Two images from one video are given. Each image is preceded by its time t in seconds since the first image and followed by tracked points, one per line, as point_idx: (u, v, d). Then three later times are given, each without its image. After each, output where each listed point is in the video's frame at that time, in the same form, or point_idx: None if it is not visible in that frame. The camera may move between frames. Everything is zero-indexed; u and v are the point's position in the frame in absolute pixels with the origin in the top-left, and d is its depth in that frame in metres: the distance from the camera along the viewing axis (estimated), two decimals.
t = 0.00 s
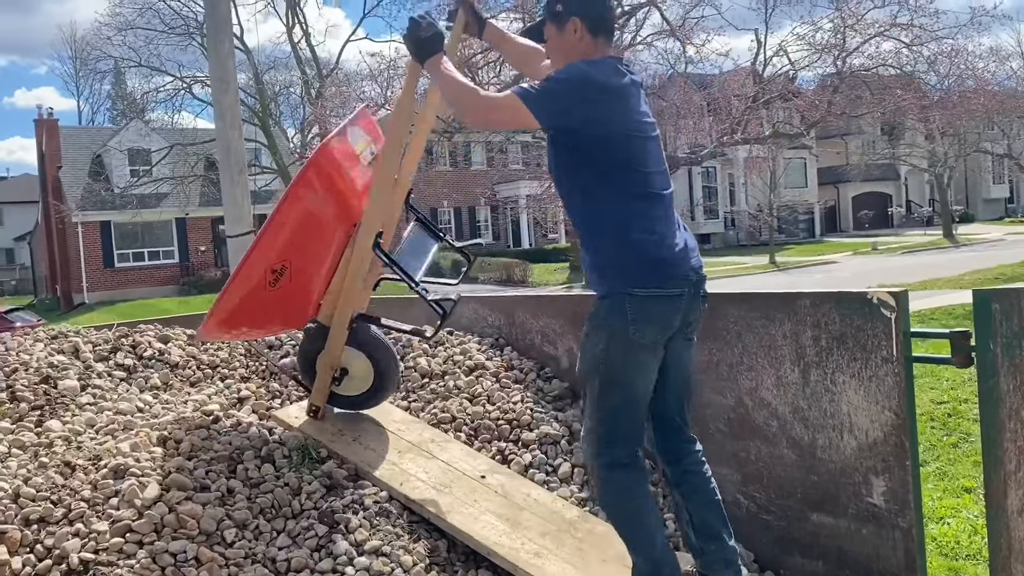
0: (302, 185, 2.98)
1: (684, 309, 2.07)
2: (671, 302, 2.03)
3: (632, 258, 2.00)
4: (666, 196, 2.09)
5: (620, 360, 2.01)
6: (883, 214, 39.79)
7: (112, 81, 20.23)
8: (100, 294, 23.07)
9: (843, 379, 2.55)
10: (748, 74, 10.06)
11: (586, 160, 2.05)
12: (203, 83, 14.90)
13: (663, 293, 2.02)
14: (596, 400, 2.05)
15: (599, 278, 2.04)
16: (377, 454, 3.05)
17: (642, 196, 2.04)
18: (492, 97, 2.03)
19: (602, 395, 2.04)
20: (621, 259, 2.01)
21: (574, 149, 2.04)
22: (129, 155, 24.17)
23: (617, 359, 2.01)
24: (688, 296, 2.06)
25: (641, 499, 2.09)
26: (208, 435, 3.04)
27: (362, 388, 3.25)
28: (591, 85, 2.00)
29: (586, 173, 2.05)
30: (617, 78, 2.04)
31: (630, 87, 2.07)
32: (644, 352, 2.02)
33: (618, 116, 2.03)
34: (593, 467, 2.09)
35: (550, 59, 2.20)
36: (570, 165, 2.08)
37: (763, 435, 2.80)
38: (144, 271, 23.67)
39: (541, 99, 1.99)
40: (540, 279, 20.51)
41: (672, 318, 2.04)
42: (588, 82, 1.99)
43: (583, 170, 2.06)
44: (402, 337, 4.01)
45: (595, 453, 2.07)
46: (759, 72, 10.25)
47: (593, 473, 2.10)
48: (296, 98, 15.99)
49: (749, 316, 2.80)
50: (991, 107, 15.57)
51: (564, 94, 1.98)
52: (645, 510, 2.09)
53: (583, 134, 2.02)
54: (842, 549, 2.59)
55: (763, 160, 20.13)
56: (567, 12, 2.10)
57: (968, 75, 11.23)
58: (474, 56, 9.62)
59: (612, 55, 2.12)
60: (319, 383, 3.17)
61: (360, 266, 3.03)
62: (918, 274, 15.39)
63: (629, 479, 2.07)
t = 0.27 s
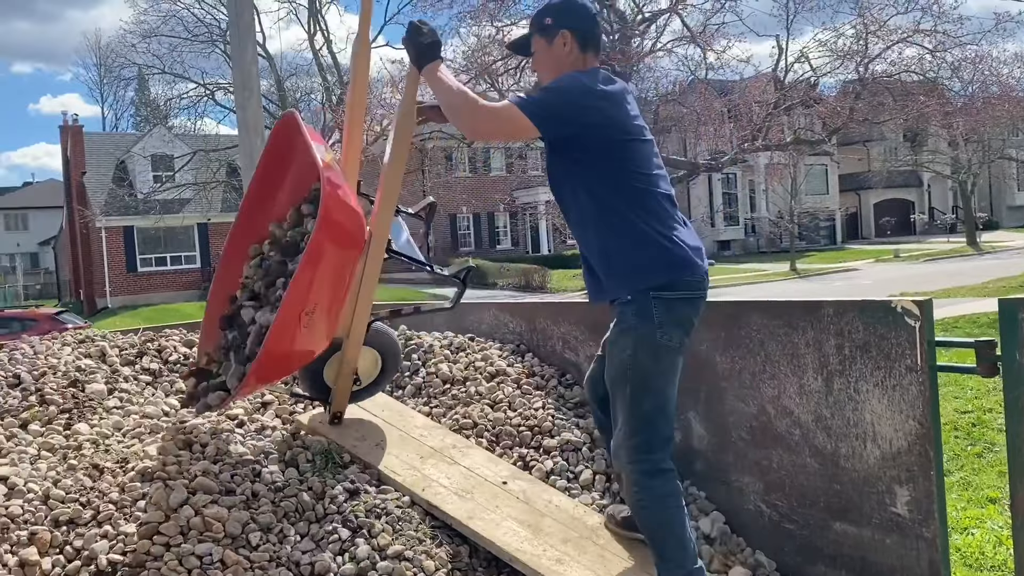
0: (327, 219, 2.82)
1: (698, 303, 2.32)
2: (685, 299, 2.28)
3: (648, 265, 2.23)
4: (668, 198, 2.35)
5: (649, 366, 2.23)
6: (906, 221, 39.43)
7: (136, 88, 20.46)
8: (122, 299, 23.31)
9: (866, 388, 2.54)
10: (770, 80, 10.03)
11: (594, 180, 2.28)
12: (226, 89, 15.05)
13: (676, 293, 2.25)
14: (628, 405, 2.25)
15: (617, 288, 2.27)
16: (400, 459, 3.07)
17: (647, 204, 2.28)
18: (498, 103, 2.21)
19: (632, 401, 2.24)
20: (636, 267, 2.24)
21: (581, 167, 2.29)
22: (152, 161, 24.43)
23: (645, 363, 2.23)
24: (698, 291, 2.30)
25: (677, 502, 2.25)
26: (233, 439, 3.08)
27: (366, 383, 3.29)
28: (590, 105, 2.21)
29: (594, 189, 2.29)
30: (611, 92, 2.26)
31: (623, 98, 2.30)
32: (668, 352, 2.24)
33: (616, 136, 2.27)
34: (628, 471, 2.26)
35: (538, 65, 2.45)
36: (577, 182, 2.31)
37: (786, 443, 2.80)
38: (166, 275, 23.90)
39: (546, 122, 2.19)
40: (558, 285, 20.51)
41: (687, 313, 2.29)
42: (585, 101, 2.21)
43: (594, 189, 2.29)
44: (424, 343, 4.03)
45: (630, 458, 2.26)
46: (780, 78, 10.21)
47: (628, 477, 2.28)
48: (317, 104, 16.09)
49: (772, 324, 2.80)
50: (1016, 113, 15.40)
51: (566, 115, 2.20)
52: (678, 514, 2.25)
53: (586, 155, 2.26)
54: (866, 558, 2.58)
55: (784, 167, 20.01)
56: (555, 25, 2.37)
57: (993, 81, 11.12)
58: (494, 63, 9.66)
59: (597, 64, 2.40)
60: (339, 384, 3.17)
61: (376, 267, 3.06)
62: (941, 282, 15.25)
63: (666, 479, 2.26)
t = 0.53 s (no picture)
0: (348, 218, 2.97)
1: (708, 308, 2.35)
2: (695, 302, 2.31)
3: (657, 267, 2.28)
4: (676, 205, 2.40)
5: (664, 371, 2.27)
6: (926, 224, 39.11)
7: (157, 90, 20.64)
8: (142, 299, 23.52)
9: (889, 389, 2.54)
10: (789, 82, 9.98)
11: (602, 184, 2.35)
12: (246, 92, 15.16)
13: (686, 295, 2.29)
14: (643, 407, 2.28)
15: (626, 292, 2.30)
16: (421, 458, 3.10)
17: (655, 210, 2.34)
18: (506, 108, 2.19)
19: (646, 403, 2.27)
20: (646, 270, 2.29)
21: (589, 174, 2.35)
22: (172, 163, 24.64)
23: (658, 365, 2.27)
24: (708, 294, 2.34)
25: (693, 504, 2.26)
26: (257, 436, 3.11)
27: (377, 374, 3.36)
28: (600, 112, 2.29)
29: (603, 194, 2.35)
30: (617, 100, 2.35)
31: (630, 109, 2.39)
32: (680, 354, 2.28)
33: (622, 143, 2.34)
34: (645, 473, 2.28)
35: (540, 80, 2.59)
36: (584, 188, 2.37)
37: (808, 444, 2.79)
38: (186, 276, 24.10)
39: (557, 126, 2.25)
40: (576, 287, 20.50)
41: (699, 317, 2.32)
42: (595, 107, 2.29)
43: (601, 196, 2.35)
44: (445, 343, 4.05)
45: (646, 460, 2.28)
46: (800, 79, 10.16)
47: (643, 478, 2.29)
48: (336, 106, 16.17)
49: (793, 325, 2.79)
50: None
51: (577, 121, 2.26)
52: (699, 516, 2.25)
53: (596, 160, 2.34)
54: (887, 559, 2.58)
55: (803, 169, 19.90)
56: (558, 40, 2.52)
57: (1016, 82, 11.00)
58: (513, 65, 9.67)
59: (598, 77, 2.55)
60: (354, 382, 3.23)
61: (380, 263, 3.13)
62: (962, 285, 15.11)
63: (681, 481, 2.27)
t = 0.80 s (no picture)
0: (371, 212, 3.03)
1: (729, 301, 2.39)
2: (716, 294, 2.35)
3: (680, 259, 2.32)
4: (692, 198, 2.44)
5: (687, 364, 2.29)
6: (944, 221, 38.81)
7: (174, 87, 20.76)
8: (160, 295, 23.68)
9: (911, 382, 2.54)
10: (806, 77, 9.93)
11: (621, 180, 2.36)
12: (262, 89, 15.23)
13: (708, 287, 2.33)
14: (669, 399, 2.28)
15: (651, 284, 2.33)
16: (443, 451, 3.13)
17: (673, 204, 2.38)
18: (529, 110, 2.21)
19: (671, 394, 2.28)
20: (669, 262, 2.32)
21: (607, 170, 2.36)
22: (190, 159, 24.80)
23: (683, 358, 2.28)
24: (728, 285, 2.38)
25: (717, 495, 2.27)
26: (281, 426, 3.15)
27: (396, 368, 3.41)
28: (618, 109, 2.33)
29: (622, 189, 2.37)
30: (633, 97, 2.38)
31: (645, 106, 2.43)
32: (704, 347, 2.30)
33: (639, 141, 2.37)
34: (671, 465, 2.27)
35: (552, 79, 2.61)
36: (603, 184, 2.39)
37: (829, 437, 2.79)
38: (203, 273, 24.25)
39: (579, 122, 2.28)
40: (591, 284, 20.49)
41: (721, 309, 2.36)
42: (613, 105, 2.32)
43: (620, 191, 2.37)
44: (465, 336, 4.07)
45: (671, 451, 2.28)
46: (817, 75, 10.11)
47: (669, 470, 2.29)
48: (351, 103, 16.22)
49: (815, 319, 2.80)
50: None
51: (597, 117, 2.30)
52: (722, 505, 2.26)
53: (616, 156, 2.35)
54: (909, 553, 2.58)
55: (820, 165, 19.79)
56: (568, 38, 2.53)
57: None
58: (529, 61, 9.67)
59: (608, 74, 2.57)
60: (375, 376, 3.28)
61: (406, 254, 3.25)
62: (980, 282, 15.01)
63: (705, 472, 2.27)
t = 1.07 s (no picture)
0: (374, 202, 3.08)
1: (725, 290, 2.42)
2: (713, 283, 2.37)
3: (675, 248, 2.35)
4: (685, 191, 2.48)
5: (689, 354, 2.31)
6: (958, 212, 38.56)
7: (187, 80, 20.84)
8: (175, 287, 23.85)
9: (927, 371, 2.56)
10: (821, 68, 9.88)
11: (617, 174, 2.40)
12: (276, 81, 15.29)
13: (704, 274, 2.35)
14: (674, 391, 2.32)
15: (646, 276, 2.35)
16: (461, 439, 3.17)
17: (666, 195, 2.41)
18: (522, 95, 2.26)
19: (675, 386, 2.31)
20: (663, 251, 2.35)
21: (601, 166, 2.41)
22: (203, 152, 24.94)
23: (683, 350, 2.31)
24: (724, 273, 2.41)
25: (729, 485, 2.30)
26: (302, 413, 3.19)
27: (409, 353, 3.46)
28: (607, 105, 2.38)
29: (616, 185, 2.40)
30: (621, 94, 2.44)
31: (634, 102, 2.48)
32: (706, 339, 2.33)
33: (628, 135, 2.41)
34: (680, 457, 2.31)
35: (546, 78, 2.66)
36: (597, 181, 2.43)
37: (844, 426, 2.82)
38: (217, 266, 24.40)
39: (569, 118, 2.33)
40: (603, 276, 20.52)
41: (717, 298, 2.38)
42: (602, 101, 2.38)
43: (613, 186, 2.41)
44: (482, 327, 4.10)
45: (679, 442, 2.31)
46: (832, 65, 10.08)
47: (681, 461, 2.32)
48: (364, 95, 16.27)
49: (831, 308, 2.82)
50: None
51: (586, 114, 2.36)
52: (736, 494, 2.30)
53: (606, 151, 2.40)
54: (924, 540, 2.61)
55: (833, 156, 19.71)
56: (560, 40, 2.58)
57: None
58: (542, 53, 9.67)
59: (601, 73, 2.63)
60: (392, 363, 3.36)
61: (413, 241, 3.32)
62: (995, 273, 14.94)
63: (716, 462, 2.31)
